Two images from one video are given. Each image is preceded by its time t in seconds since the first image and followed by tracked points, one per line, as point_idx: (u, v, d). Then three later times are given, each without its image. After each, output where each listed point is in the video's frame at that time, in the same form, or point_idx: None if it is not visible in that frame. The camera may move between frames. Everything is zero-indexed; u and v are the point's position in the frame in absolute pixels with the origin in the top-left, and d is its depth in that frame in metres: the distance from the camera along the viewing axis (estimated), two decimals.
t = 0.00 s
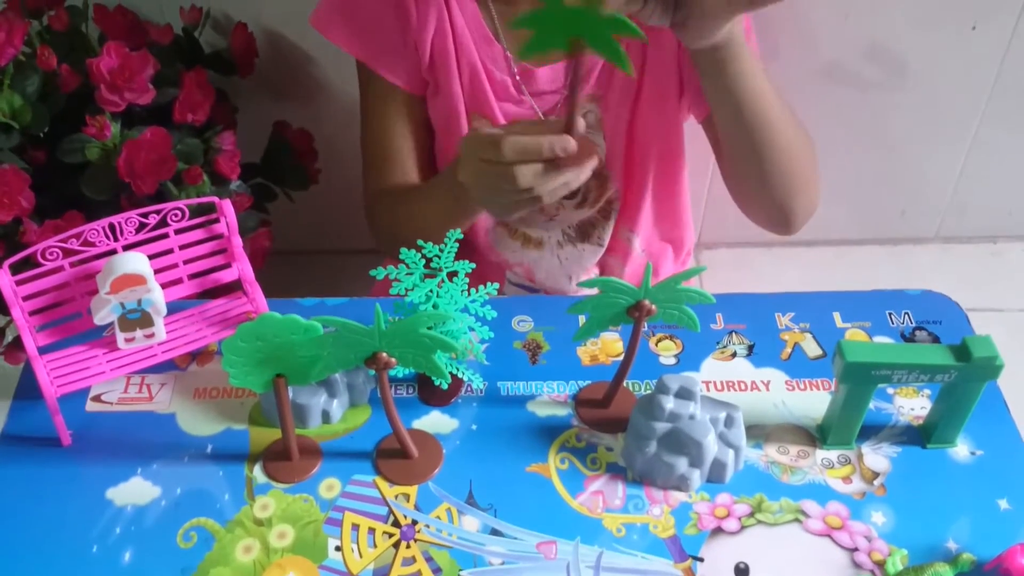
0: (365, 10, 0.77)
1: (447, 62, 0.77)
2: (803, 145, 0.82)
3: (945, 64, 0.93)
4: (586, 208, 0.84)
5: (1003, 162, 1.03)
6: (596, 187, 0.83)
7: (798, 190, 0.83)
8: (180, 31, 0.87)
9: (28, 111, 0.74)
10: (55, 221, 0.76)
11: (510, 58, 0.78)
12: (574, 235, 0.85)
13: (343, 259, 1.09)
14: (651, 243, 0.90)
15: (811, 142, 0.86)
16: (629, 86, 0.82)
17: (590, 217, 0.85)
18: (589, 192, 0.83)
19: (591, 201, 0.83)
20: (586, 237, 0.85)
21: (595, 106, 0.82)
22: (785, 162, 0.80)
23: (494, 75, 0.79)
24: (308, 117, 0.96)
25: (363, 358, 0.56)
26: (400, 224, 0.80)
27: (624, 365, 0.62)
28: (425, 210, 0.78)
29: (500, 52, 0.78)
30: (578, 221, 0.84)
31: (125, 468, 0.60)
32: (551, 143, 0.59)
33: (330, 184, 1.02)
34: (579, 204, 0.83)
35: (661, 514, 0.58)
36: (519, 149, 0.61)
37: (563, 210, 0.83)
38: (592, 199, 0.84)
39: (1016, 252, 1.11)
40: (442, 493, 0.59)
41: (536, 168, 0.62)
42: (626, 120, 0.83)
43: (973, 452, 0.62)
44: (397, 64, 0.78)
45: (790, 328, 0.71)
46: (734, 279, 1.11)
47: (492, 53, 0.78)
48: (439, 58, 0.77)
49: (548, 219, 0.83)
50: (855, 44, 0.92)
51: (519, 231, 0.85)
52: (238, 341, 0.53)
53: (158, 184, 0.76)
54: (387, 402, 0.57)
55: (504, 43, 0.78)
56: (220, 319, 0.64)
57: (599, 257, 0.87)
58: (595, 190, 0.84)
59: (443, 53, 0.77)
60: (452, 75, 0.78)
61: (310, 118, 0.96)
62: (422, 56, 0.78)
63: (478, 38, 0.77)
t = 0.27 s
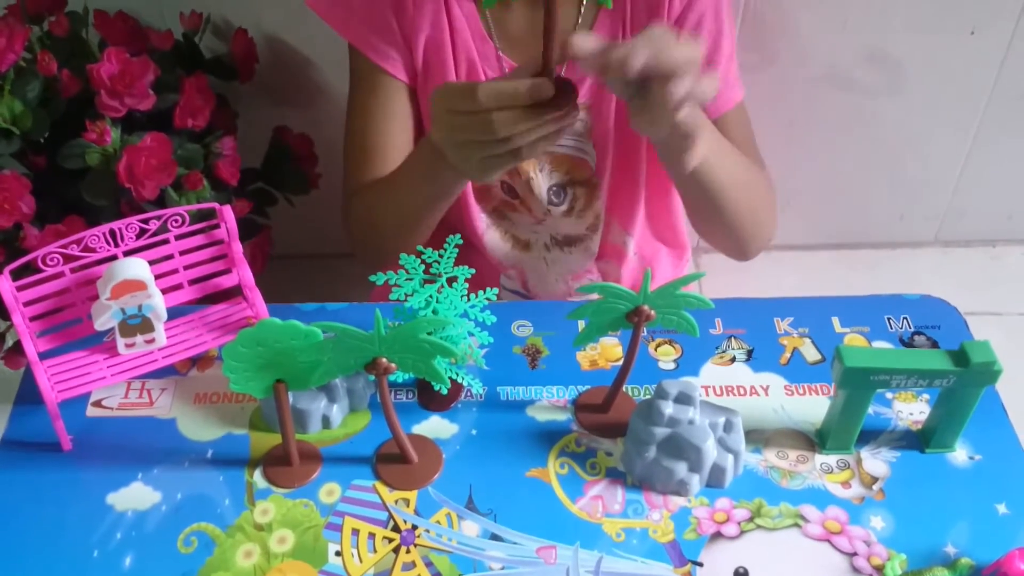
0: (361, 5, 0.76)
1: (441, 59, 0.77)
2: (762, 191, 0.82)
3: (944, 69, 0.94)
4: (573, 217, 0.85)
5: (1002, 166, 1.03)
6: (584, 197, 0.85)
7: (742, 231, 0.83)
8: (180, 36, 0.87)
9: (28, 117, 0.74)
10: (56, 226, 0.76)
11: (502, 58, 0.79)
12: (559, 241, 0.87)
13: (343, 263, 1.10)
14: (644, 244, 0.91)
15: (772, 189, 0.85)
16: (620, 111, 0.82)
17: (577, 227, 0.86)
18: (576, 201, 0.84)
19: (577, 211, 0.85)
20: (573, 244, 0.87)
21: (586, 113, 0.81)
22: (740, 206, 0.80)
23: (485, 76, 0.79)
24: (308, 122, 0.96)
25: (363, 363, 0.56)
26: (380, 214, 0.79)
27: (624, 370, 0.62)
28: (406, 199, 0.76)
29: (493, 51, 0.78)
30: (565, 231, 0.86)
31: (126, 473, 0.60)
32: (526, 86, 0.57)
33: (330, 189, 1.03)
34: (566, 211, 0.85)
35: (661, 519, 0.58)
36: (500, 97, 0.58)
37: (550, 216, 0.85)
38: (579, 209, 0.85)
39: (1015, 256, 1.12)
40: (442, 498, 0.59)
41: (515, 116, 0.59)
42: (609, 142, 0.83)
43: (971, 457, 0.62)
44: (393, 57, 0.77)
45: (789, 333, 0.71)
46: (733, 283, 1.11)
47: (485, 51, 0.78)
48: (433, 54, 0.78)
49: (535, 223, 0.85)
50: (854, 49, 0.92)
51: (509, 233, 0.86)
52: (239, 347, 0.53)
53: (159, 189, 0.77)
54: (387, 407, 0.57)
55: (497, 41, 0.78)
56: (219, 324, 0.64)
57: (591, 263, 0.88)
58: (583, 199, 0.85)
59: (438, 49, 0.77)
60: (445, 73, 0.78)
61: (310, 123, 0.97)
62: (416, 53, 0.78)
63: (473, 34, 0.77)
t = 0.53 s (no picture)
0: (357, 6, 0.76)
1: (439, 61, 0.77)
2: (756, 204, 0.82)
3: (944, 72, 0.94)
4: (571, 222, 0.85)
5: (1001, 169, 1.03)
6: (582, 201, 0.84)
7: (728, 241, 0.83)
8: (180, 40, 0.87)
9: (28, 121, 0.74)
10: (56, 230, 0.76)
11: (499, 62, 0.78)
12: (559, 245, 0.87)
13: (343, 267, 1.10)
14: (643, 247, 0.90)
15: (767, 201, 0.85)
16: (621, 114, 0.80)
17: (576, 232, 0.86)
18: (575, 205, 0.84)
19: (575, 215, 0.84)
20: (571, 250, 0.87)
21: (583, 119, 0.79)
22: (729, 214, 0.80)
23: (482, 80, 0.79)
24: (308, 125, 0.97)
25: (362, 368, 0.56)
26: (374, 217, 0.79)
27: (623, 374, 0.62)
28: (398, 202, 0.77)
29: (491, 54, 0.78)
30: (565, 235, 0.86)
31: (125, 477, 0.60)
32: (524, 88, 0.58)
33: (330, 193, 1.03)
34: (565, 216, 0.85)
35: (660, 523, 0.58)
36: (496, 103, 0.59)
37: (548, 221, 0.84)
38: (577, 214, 0.85)
39: (1015, 259, 1.12)
40: (441, 502, 0.59)
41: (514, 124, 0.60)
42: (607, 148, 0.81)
43: (971, 460, 0.62)
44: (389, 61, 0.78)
45: (789, 337, 0.71)
46: (733, 286, 1.11)
47: (483, 55, 0.78)
48: (432, 57, 0.77)
49: (533, 228, 0.86)
50: (854, 51, 0.92)
51: (507, 238, 0.87)
52: (238, 351, 0.53)
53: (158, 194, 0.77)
54: (386, 411, 0.57)
55: (493, 44, 0.78)
56: (219, 329, 0.64)
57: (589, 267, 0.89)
58: (582, 203, 0.84)
59: (435, 52, 0.77)
60: (442, 76, 0.78)
61: (309, 126, 0.97)
62: (415, 56, 0.78)
63: (471, 38, 0.77)
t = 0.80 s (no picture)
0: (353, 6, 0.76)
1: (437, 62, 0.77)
2: (762, 196, 0.82)
3: (941, 72, 0.94)
4: (572, 224, 0.85)
5: (1000, 169, 1.03)
6: (583, 204, 0.84)
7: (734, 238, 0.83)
8: (177, 43, 0.87)
9: (26, 124, 0.74)
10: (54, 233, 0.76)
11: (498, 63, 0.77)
12: (558, 247, 0.87)
13: (342, 269, 1.10)
14: (642, 249, 0.90)
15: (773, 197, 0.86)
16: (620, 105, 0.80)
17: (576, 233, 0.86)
18: (575, 207, 0.84)
19: (577, 217, 0.85)
20: (571, 251, 0.87)
21: (583, 120, 0.80)
22: (735, 209, 0.80)
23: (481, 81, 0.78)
24: (306, 127, 0.97)
25: (361, 370, 0.56)
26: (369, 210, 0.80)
27: (622, 375, 0.62)
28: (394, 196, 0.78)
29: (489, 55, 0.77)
30: (564, 237, 0.86)
31: (124, 480, 0.60)
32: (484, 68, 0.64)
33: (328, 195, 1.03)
34: (565, 217, 0.85)
35: (660, 525, 0.58)
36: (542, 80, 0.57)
37: (549, 223, 0.85)
38: (577, 216, 0.85)
39: (1014, 259, 1.12)
40: (440, 505, 0.59)
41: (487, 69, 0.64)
42: (608, 144, 0.81)
43: (970, 461, 0.62)
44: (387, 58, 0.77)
45: (788, 338, 0.71)
46: (732, 288, 1.11)
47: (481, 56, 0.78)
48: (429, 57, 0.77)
49: (533, 229, 0.86)
50: (852, 51, 0.92)
51: (507, 240, 0.87)
52: (236, 354, 0.53)
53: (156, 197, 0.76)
54: (384, 413, 0.57)
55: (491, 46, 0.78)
56: (218, 331, 0.64)
57: (588, 269, 0.89)
58: (582, 205, 0.84)
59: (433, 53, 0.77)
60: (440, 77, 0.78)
61: (307, 128, 0.97)
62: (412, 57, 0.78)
63: (470, 40, 0.78)
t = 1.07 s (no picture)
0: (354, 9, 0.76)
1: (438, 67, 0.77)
2: (763, 200, 0.82)
3: (942, 77, 0.94)
4: (570, 228, 0.85)
5: (1000, 174, 1.04)
6: (581, 209, 0.84)
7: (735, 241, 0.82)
8: (180, 48, 0.87)
9: (29, 129, 0.74)
10: (56, 238, 0.76)
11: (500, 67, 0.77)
12: (558, 251, 0.87)
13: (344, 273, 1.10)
14: (643, 254, 0.90)
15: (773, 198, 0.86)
16: (621, 110, 0.79)
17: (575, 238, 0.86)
18: (574, 211, 0.84)
19: (574, 222, 0.85)
20: (571, 256, 0.87)
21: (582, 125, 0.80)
22: (736, 211, 0.79)
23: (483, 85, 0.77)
24: (307, 132, 0.97)
25: (363, 377, 0.56)
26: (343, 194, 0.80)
27: (624, 381, 0.62)
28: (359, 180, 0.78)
29: (491, 60, 0.77)
30: (564, 241, 0.86)
31: (126, 486, 0.60)
32: None
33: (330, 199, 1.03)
34: (564, 222, 0.85)
35: (661, 530, 0.58)
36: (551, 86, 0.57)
37: (547, 227, 0.85)
38: (576, 220, 0.85)
39: (1015, 264, 1.12)
40: (442, 510, 0.59)
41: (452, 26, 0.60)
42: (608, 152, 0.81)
43: (970, 467, 0.62)
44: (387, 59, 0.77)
45: (789, 343, 0.71)
46: (733, 292, 1.11)
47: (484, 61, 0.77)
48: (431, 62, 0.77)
49: (532, 232, 0.86)
50: (853, 56, 0.92)
51: (507, 243, 0.87)
52: (239, 360, 0.53)
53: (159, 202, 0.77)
54: (386, 419, 0.57)
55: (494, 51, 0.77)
56: (221, 336, 0.64)
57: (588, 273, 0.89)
58: (581, 210, 0.84)
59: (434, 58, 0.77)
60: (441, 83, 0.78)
61: (309, 133, 0.97)
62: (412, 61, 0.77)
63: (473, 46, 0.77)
